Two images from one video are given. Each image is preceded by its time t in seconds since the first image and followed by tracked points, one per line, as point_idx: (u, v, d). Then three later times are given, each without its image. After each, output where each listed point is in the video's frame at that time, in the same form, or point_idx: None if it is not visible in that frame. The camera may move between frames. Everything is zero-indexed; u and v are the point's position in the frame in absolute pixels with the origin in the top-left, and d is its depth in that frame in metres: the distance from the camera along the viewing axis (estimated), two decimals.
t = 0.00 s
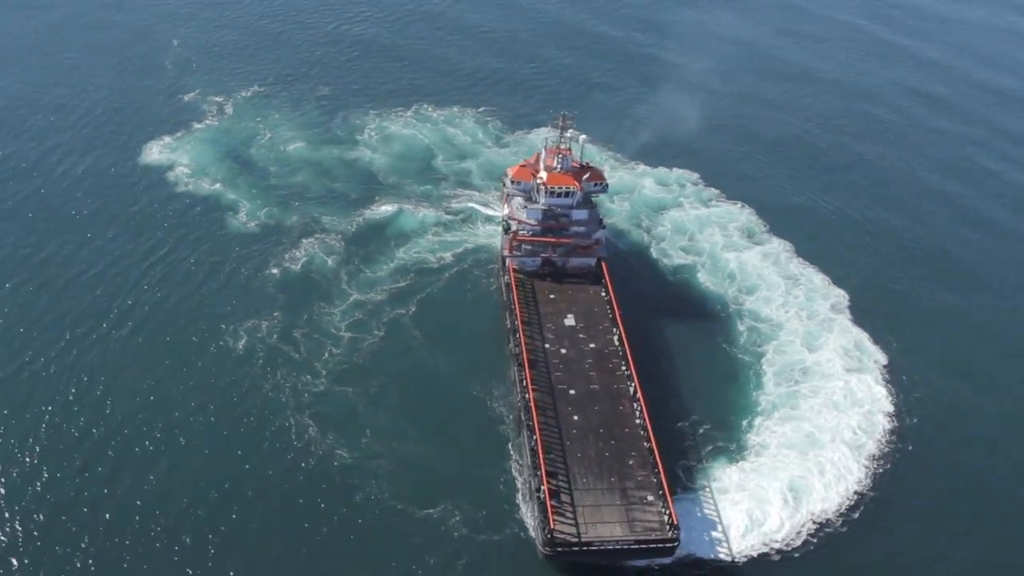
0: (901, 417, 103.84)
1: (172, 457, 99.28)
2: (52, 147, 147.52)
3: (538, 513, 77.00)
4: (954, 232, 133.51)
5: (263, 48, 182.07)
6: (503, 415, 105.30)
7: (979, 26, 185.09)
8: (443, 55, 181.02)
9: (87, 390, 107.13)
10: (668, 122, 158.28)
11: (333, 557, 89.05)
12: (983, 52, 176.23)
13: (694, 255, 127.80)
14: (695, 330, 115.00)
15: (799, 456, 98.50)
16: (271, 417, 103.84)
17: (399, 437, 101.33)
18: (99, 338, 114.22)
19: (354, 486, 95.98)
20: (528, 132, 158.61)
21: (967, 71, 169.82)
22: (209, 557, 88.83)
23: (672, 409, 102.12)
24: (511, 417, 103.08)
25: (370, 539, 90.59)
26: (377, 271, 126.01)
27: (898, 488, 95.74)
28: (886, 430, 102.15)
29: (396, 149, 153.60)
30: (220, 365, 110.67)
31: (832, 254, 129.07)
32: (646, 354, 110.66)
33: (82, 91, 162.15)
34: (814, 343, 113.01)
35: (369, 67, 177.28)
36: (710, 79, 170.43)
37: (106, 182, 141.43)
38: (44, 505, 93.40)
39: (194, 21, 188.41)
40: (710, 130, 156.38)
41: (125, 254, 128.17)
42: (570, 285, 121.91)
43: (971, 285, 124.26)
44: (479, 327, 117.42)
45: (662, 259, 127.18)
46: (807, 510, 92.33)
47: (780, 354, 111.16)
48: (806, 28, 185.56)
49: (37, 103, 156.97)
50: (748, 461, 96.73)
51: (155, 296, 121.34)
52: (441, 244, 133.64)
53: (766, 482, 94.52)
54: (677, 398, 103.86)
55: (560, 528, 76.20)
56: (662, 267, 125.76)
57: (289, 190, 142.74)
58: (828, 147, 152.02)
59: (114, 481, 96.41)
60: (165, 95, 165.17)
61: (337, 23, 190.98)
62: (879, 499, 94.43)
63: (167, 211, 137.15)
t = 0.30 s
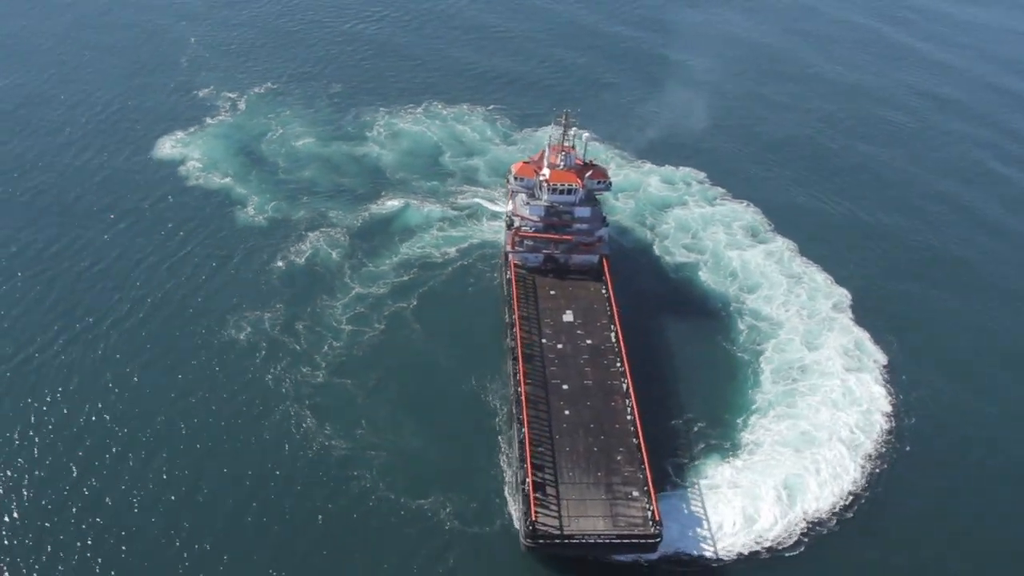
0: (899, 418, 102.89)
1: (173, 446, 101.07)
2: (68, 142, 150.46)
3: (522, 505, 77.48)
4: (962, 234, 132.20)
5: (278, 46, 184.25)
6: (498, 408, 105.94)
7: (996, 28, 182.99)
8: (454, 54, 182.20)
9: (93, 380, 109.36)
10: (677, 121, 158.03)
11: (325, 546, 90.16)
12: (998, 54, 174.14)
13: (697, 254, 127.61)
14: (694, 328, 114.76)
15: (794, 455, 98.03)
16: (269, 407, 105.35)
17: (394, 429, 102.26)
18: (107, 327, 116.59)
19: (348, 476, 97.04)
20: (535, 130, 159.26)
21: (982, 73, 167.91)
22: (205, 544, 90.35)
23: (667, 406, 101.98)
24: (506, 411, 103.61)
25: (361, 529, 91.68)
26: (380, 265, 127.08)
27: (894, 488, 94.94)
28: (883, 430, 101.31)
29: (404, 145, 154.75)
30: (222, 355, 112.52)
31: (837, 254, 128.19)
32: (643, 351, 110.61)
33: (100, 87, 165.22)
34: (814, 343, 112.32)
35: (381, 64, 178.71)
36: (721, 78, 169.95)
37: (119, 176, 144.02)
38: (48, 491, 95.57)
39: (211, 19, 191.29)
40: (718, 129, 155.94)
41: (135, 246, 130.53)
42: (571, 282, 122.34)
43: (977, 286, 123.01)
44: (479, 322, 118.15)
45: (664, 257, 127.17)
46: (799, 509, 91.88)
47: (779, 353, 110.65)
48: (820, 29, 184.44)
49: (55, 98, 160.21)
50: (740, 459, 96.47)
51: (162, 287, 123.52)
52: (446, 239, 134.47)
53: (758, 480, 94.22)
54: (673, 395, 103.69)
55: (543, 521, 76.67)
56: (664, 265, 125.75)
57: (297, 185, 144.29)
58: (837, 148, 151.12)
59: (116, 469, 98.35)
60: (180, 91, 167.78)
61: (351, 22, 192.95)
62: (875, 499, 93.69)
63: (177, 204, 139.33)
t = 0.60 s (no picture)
0: (897, 419, 101.94)
1: (173, 435, 102.57)
2: (83, 135, 152.54)
3: (505, 498, 77.83)
4: (970, 236, 131.11)
5: (293, 43, 186.27)
6: (494, 402, 106.48)
7: (1012, 34, 181.12)
8: (465, 52, 183.26)
9: (99, 369, 111.04)
10: (685, 120, 157.45)
11: (318, 536, 91.12)
12: (1013, 59, 172.36)
13: (700, 253, 127.27)
14: (693, 326, 114.48)
15: (789, 454, 97.44)
16: (267, 397, 106.73)
17: (389, 421, 103.08)
18: (113, 316, 118.54)
19: (343, 467, 97.99)
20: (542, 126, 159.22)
21: (996, 79, 166.32)
22: (202, 531, 91.61)
23: (663, 403, 101.76)
24: (501, 404, 104.08)
25: (352, 519, 92.66)
26: (383, 259, 128.09)
27: (891, 488, 94.19)
28: (881, 430, 100.47)
29: (413, 142, 155.91)
30: (224, 346, 114.10)
31: (841, 255, 127.23)
32: (641, 348, 110.51)
33: (116, 82, 167.66)
34: (814, 343, 111.51)
35: (394, 63, 180.04)
36: (731, 79, 169.32)
37: (130, 168, 145.84)
38: (51, 478, 97.24)
39: (228, 17, 193.77)
40: (727, 129, 155.29)
41: (143, 236, 132.44)
42: (573, 279, 122.56)
43: (982, 288, 121.98)
44: (479, 317, 118.74)
45: (667, 256, 126.99)
46: (792, 509, 91.28)
47: (778, 352, 110.05)
48: (835, 30, 183.24)
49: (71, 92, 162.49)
50: (733, 458, 96.02)
51: (169, 277, 125.28)
52: (450, 235, 135.08)
53: (749, 480, 93.75)
54: (669, 392, 103.48)
55: (526, 513, 76.95)
56: (667, 264, 125.60)
57: (306, 180, 145.84)
58: (846, 149, 150.14)
59: (117, 457, 99.89)
60: (195, 87, 170.04)
61: (363, 20, 194.75)
62: (871, 499, 92.97)
63: (188, 196, 141.29)
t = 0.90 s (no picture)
0: (895, 421, 100.70)
1: (174, 425, 103.76)
2: (98, 132, 154.56)
3: (489, 491, 78.09)
4: (978, 237, 130.02)
5: (307, 41, 187.64)
6: (489, 397, 106.71)
7: None
8: (476, 51, 183.78)
9: (104, 359, 112.48)
10: (693, 120, 156.82)
11: (311, 526, 91.82)
12: None
13: (702, 253, 126.66)
14: (692, 325, 113.94)
15: (785, 454, 96.74)
16: (265, 388, 107.75)
17: (385, 414, 103.62)
18: (119, 307, 120.27)
19: (338, 459, 98.60)
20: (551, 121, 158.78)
21: (1010, 84, 164.34)
22: (199, 521, 92.63)
23: (658, 401, 101.23)
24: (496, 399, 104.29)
25: (343, 510, 93.26)
26: (385, 255, 128.82)
27: (891, 489, 93.16)
28: (878, 432, 99.29)
29: (421, 140, 156.58)
30: (226, 337, 115.30)
31: (846, 256, 126.04)
32: (639, 345, 110.10)
33: (132, 77, 169.95)
34: (814, 343, 110.60)
35: (405, 61, 180.68)
36: (742, 80, 168.34)
37: (142, 164, 147.93)
38: (54, 466, 98.71)
39: (244, 14, 195.66)
40: (736, 129, 154.43)
41: (152, 229, 134.27)
42: (574, 276, 122.43)
43: (988, 290, 120.75)
44: (479, 313, 119.09)
45: (670, 255, 126.52)
46: (784, 509, 90.49)
47: (777, 353, 109.28)
48: (849, 31, 181.62)
49: (88, 88, 164.53)
50: (726, 457, 95.35)
51: (175, 270, 126.89)
52: (454, 232, 135.55)
53: (741, 480, 93.03)
54: (665, 389, 102.99)
55: (508, 507, 77.01)
56: (669, 263, 125.14)
57: (314, 176, 146.96)
58: (855, 151, 148.85)
59: (119, 447, 101.23)
60: (209, 83, 171.90)
61: (376, 19, 195.95)
62: (869, 499, 92.00)
63: (197, 190, 143.04)
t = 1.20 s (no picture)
0: (893, 424, 99.31)
1: (173, 417, 104.57)
2: (110, 125, 156.01)
3: (471, 485, 78.28)
4: (981, 236, 128.75)
5: (319, 38, 188.42)
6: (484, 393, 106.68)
7: None
8: (486, 50, 183.18)
9: (106, 351, 113.54)
10: (701, 121, 155.80)
11: (302, 519, 92.21)
12: None
13: (704, 253, 125.85)
14: (690, 324, 112.95)
15: (779, 454, 96.02)
16: (262, 380, 108.47)
17: (379, 409, 103.90)
18: (123, 298, 121.53)
19: (331, 453, 98.99)
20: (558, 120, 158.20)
21: None
22: (194, 512, 93.32)
23: (652, 399, 100.43)
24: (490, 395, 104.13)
25: (334, 503, 93.63)
26: (387, 251, 129.13)
27: (888, 491, 92.06)
28: (875, 435, 97.98)
29: (428, 138, 156.98)
30: (226, 329, 116.17)
31: (851, 258, 124.51)
32: (636, 342, 109.36)
33: (145, 70, 171.35)
34: (813, 345, 109.48)
35: (416, 59, 180.93)
36: (752, 80, 166.95)
37: (152, 157, 149.36)
38: (54, 457, 99.74)
39: (257, 10, 196.77)
40: (743, 130, 153.20)
41: (159, 222, 135.54)
42: (574, 275, 121.94)
43: (982, 289, 119.45)
44: (478, 310, 119.11)
45: (671, 254, 125.83)
46: (776, 511, 89.55)
47: (774, 353, 108.32)
48: (863, 33, 179.49)
49: (100, 83, 165.70)
50: (717, 457, 94.61)
51: (179, 263, 127.99)
52: (456, 229, 135.74)
53: (732, 480, 92.32)
54: (660, 387, 102.22)
55: (490, 501, 76.96)
56: (670, 263, 124.36)
57: (320, 172, 147.61)
58: (864, 152, 147.17)
59: (118, 438, 102.14)
60: (222, 79, 172.85)
61: (387, 17, 196.24)
62: (866, 501, 90.93)
63: (205, 185, 144.27)
